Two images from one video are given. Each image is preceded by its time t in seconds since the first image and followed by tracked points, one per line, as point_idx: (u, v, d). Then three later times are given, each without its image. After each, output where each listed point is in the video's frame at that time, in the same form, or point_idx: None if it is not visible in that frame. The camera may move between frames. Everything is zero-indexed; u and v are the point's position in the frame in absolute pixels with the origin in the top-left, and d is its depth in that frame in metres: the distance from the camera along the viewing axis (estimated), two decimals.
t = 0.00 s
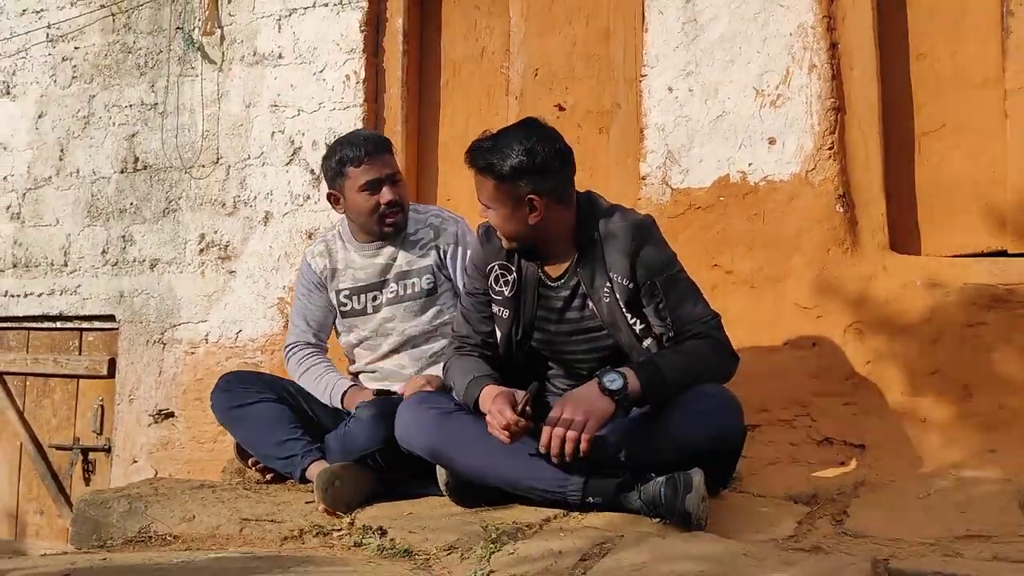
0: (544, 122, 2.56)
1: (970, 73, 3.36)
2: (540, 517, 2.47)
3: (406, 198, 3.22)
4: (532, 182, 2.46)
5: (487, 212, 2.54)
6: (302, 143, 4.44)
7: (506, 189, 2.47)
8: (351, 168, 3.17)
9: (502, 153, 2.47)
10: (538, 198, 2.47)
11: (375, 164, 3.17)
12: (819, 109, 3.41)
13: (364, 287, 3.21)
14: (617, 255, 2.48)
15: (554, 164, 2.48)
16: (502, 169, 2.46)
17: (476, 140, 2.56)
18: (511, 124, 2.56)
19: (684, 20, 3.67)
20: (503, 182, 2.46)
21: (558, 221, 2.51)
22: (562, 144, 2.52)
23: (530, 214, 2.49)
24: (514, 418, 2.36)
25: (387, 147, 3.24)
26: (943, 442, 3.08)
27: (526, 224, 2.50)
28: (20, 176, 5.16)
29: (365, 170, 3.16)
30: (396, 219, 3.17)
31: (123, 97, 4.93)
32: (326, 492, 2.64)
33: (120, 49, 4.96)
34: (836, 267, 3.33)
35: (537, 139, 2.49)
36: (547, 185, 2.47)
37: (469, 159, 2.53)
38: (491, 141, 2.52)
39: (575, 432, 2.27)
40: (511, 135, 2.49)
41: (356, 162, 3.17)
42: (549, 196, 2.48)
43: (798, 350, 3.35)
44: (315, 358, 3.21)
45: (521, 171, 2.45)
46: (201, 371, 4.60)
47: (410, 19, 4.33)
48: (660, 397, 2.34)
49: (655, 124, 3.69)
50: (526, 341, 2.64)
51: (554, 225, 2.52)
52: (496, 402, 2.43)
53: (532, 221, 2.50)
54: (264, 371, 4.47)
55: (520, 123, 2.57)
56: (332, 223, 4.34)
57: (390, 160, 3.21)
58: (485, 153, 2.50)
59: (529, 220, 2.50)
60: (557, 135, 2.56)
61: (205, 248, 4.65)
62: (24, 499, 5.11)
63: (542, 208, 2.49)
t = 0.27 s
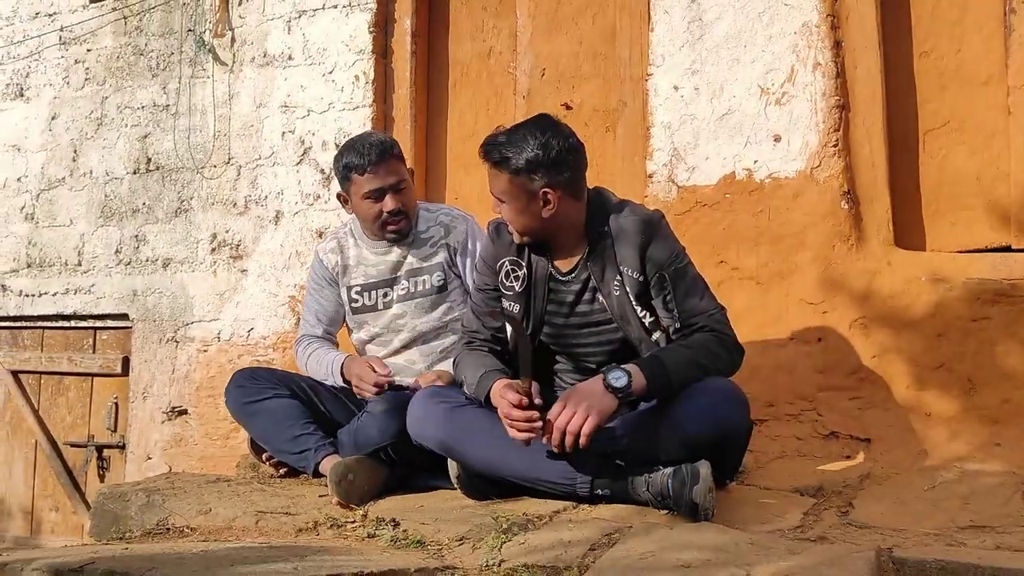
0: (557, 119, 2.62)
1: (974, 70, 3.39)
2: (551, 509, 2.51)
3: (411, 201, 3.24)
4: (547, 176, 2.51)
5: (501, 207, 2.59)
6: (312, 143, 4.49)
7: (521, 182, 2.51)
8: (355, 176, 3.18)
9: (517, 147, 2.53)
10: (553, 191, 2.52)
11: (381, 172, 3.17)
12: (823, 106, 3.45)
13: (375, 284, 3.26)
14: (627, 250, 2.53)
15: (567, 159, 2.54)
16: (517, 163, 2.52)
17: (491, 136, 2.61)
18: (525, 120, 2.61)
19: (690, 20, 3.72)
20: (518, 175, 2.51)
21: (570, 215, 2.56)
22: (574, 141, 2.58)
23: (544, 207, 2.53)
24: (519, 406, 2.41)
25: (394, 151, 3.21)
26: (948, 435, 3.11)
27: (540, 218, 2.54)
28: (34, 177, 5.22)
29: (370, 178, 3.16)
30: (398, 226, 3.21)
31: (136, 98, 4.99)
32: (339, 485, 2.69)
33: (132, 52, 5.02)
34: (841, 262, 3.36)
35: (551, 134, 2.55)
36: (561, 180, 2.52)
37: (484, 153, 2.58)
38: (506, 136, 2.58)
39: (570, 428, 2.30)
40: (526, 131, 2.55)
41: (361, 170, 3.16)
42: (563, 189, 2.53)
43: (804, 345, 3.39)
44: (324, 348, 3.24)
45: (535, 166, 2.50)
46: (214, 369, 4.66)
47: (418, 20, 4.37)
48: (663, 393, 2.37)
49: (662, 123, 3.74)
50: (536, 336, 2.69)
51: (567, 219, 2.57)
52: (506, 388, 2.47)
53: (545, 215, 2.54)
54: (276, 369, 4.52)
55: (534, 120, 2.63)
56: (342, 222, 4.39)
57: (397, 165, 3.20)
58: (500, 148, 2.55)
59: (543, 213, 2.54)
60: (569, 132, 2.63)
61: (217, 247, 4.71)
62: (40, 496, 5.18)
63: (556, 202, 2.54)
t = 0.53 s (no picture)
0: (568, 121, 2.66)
1: (980, 69, 3.39)
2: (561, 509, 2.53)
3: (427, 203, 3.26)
4: (557, 175, 2.54)
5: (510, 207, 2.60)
6: (320, 145, 4.51)
7: (533, 181, 2.53)
8: (372, 179, 3.20)
9: (528, 146, 2.56)
10: (563, 191, 2.54)
11: (397, 174, 3.20)
12: (830, 106, 3.45)
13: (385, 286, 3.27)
14: (634, 249, 2.54)
15: (578, 159, 2.57)
16: (528, 162, 2.54)
17: (501, 137, 2.64)
18: (535, 122, 2.65)
19: (696, 20, 3.73)
20: (529, 174, 2.53)
21: (580, 214, 2.59)
22: (585, 142, 2.61)
23: (554, 206, 2.55)
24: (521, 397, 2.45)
25: (408, 155, 3.26)
26: (956, 434, 3.11)
27: (549, 217, 2.56)
28: (44, 180, 5.25)
29: (387, 181, 3.19)
30: (419, 226, 3.22)
31: (144, 102, 5.02)
32: (350, 485, 2.71)
33: (141, 55, 5.05)
34: (848, 262, 3.37)
35: (562, 134, 2.59)
36: (572, 179, 2.55)
37: (494, 154, 2.61)
38: (517, 137, 2.61)
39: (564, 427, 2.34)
40: (537, 132, 2.58)
41: (378, 173, 3.20)
42: (573, 189, 2.55)
43: (812, 345, 3.39)
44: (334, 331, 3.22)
45: (545, 165, 2.53)
46: (223, 370, 4.68)
47: (425, 21, 4.39)
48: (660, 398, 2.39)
49: (668, 123, 3.75)
50: (545, 337, 2.69)
51: (576, 219, 2.59)
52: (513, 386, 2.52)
53: (555, 214, 2.56)
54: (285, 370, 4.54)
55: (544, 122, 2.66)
56: (350, 223, 4.41)
57: (411, 167, 3.23)
58: (511, 148, 2.58)
59: (553, 212, 2.56)
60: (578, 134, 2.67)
61: (226, 249, 4.73)
62: (51, 497, 5.21)
63: (566, 201, 2.56)
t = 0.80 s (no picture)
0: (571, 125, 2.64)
1: (988, 69, 3.38)
2: (568, 514, 2.52)
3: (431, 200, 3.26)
4: (561, 180, 2.52)
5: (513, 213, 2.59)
6: (325, 149, 4.51)
7: (535, 187, 2.52)
8: (374, 173, 3.24)
9: (530, 152, 2.54)
10: (566, 196, 2.53)
11: (401, 167, 3.23)
12: (837, 107, 3.44)
13: (392, 290, 3.27)
14: (640, 253, 2.53)
15: (581, 164, 2.55)
16: (530, 168, 2.52)
17: (502, 142, 2.62)
18: (537, 126, 2.63)
19: (702, 21, 3.72)
20: (531, 181, 2.52)
21: (584, 220, 2.58)
22: (587, 147, 2.59)
23: (558, 212, 2.54)
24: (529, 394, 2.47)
25: (411, 151, 3.30)
26: (966, 436, 3.09)
27: (554, 223, 2.55)
28: (49, 185, 5.25)
29: (388, 174, 3.22)
30: (420, 220, 3.21)
31: (149, 106, 5.02)
32: (357, 490, 2.70)
33: (146, 59, 5.05)
34: (856, 263, 3.35)
35: (564, 139, 2.56)
36: (575, 185, 2.53)
37: (496, 160, 2.58)
38: (518, 142, 2.59)
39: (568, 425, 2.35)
40: (538, 137, 2.56)
41: (379, 166, 3.23)
42: (577, 194, 2.54)
43: (820, 347, 3.38)
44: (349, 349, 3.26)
45: (548, 171, 2.51)
46: (229, 375, 4.68)
47: (430, 24, 4.38)
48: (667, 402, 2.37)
49: (674, 125, 3.74)
50: (551, 341, 2.68)
51: (580, 224, 2.58)
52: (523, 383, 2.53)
53: (559, 220, 2.55)
54: (291, 374, 4.53)
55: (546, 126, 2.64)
56: (356, 227, 4.40)
57: (415, 162, 3.27)
58: (513, 153, 2.56)
59: (557, 218, 2.55)
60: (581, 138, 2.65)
61: (231, 253, 4.73)
62: (58, 503, 5.20)
63: (569, 207, 2.55)
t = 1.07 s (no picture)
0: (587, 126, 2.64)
1: (997, 70, 3.36)
2: (578, 518, 2.50)
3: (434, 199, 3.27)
4: (578, 179, 2.52)
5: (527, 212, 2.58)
6: (332, 153, 4.50)
7: (553, 184, 2.51)
8: (378, 173, 3.25)
9: (548, 148, 2.53)
10: (584, 195, 2.52)
11: (403, 167, 3.25)
12: (846, 108, 3.42)
13: (396, 294, 3.26)
14: (651, 254, 2.52)
15: (598, 162, 2.56)
16: (548, 165, 2.52)
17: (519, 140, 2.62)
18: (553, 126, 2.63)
19: (709, 23, 3.70)
20: (549, 177, 2.51)
21: (600, 219, 2.57)
22: (604, 147, 2.59)
23: (575, 210, 2.53)
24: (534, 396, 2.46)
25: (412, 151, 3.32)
26: (978, 439, 3.07)
27: (570, 221, 2.54)
28: (57, 191, 5.26)
29: (391, 173, 3.23)
30: (426, 220, 3.21)
31: (157, 111, 5.03)
32: (366, 494, 2.70)
33: (153, 65, 5.05)
34: (866, 266, 3.33)
35: (582, 137, 2.56)
36: (593, 183, 2.53)
37: (513, 156, 2.58)
38: (535, 140, 2.59)
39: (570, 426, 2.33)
40: (556, 135, 2.56)
41: (383, 167, 3.24)
42: (594, 193, 2.54)
43: (830, 350, 3.36)
44: (359, 365, 3.28)
45: (566, 168, 2.51)
46: (237, 380, 4.67)
47: (436, 28, 4.38)
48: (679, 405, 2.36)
49: (682, 127, 3.73)
50: (561, 344, 2.67)
51: (596, 224, 2.57)
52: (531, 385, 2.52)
53: (576, 218, 2.54)
54: (298, 379, 4.52)
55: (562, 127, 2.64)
56: (363, 231, 4.39)
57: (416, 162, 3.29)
58: (530, 150, 2.55)
59: (574, 216, 2.54)
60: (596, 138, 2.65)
61: (239, 258, 4.72)
62: (66, 508, 5.20)
63: (586, 205, 2.54)
